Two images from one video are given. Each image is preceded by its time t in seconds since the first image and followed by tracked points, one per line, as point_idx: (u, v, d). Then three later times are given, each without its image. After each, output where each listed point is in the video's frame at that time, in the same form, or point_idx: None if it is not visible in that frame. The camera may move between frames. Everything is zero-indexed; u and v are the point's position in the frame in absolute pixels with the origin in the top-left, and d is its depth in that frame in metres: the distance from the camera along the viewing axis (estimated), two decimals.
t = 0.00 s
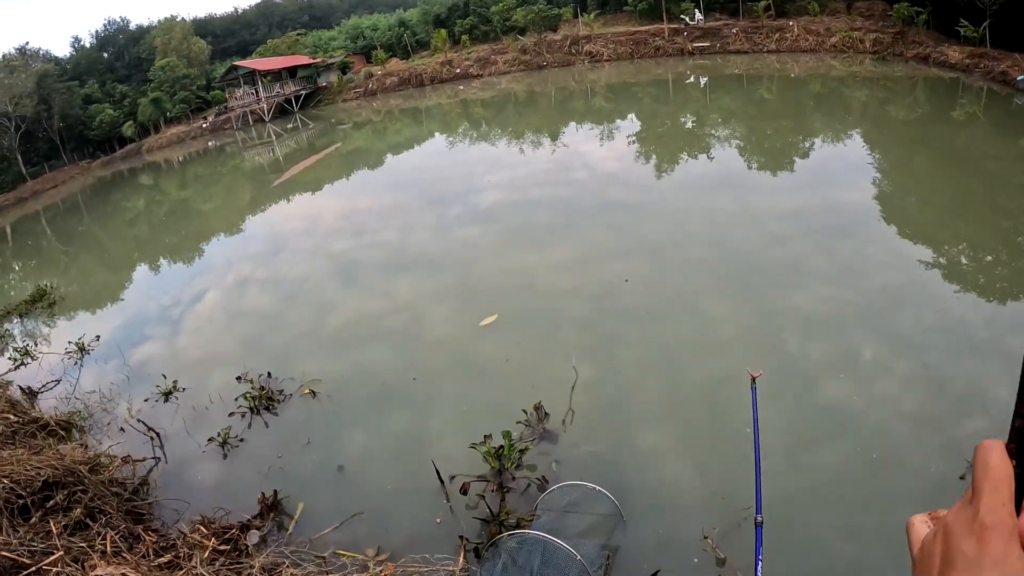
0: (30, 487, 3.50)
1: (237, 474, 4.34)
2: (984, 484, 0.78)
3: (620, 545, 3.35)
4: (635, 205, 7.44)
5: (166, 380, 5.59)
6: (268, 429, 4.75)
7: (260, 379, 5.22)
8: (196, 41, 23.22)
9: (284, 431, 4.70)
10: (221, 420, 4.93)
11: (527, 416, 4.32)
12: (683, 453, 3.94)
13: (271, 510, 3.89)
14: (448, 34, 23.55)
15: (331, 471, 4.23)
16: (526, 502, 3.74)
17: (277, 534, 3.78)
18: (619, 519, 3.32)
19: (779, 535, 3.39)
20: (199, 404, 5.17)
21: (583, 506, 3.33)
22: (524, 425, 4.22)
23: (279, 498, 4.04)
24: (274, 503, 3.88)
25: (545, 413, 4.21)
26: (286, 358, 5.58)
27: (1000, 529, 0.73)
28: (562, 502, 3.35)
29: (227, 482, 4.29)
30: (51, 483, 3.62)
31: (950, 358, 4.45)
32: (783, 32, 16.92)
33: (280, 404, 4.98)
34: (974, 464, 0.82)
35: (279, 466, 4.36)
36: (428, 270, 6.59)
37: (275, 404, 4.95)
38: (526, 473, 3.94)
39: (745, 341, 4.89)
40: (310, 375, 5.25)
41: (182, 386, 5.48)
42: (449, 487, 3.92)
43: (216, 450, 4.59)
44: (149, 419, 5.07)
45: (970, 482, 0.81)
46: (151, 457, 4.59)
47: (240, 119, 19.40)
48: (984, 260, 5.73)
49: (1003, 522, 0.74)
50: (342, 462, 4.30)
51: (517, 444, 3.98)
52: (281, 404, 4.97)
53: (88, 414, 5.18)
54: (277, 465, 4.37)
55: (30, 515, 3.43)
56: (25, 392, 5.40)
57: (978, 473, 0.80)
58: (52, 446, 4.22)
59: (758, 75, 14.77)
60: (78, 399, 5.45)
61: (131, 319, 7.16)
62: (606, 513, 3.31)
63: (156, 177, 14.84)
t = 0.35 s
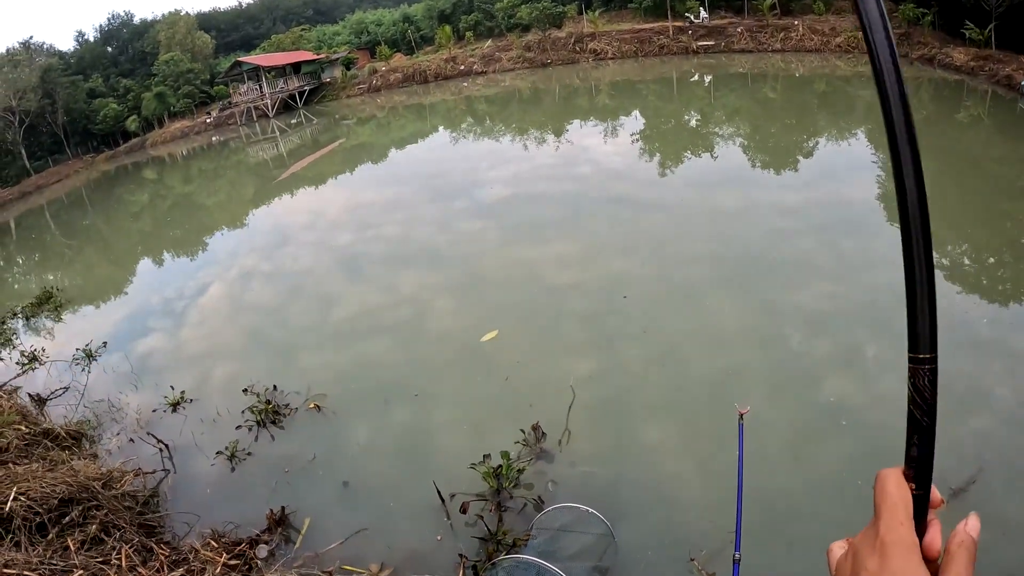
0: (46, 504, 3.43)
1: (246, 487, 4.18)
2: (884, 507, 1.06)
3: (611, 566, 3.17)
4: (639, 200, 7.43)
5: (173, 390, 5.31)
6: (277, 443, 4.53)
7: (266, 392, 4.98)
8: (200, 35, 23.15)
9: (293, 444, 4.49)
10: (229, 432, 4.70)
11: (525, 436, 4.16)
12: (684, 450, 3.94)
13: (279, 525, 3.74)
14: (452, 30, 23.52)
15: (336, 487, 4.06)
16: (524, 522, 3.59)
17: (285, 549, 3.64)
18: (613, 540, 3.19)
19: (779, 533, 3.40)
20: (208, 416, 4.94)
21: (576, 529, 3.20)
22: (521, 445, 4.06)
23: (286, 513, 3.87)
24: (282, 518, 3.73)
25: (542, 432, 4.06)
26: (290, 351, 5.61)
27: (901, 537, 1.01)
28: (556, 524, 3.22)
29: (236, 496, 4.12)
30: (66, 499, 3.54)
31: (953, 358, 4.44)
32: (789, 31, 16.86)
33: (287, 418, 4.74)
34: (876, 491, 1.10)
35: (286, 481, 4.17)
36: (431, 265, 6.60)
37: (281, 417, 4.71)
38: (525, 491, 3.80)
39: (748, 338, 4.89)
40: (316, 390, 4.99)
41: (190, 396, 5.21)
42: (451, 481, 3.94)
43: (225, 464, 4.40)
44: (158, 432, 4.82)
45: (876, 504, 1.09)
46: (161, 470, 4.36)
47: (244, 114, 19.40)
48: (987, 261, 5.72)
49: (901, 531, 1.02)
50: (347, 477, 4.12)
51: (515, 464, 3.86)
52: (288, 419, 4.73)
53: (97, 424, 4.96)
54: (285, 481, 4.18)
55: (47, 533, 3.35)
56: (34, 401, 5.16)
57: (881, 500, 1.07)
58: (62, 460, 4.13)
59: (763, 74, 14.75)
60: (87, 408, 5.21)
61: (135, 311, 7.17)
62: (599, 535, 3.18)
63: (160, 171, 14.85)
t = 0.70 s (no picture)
0: (51, 506, 3.44)
1: (247, 487, 4.16)
2: (948, 489, 0.97)
3: (611, 566, 3.18)
4: (640, 198, 7.44)
5: (174, 390, 5.28)
6: (279, 444, 4.51)
7: (268, 393, 4.95)
8: (201, 33, 23.18)
9: (295, 445, 4.47)
10: (230, 434, 4.66)
11: (525, 436, 4.14)
12: (685, 447, 3.96)
13: (282, 525, 3.73)
14: (453, 29, 23.50)
15: (338, 488, 4.03)
16: (524, 523, 3.58)
17: (288, 549, 3.63)
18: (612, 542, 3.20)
19: (780, 530, 3.41)
20: (209, 417, 4.91)
21: (576, 530, 3.22)
22: (522, 446, 4.03)
23: (289, 514, 3.86)
24: (285, 518, 3.72)
25: (542, 434, 4.03)
26: (290, 347, 5.63)
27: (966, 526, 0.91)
28: (556, 526, 3.23)
29: (238, 495, 4.11)
30: (71, 501, 3.55)
31: (952, 356, 4.45)
32: (789, 31, 16.85)
33: (289, 418, 4.72)
34: (939, 472, 1.00)
35: (288, 482, 4.15)
36: (431, 262, 6.61)
37: (283, 418, 4.69)
38: (525, 491, 3.79)
39: (748, 335, 4.90)
40: (318, 391, 4.96)
41: (191, 398, 5.18)
42: (451, 478, 3.96)
43: (227, 465, 4.38)
44: (160, 431, 4.80)
45: (937, 486, 1.00)
46: (164, 470, 4.34)
47: (244, 112, 19.39)
48: (986, 261, 5.73)
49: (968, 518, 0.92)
50: (349, 478, 4.10)
51: (516, 465, 3.84)
52: (290, 419, 4.71)
53: (99, 424, 4.95)
54: (287, 482, 4.16)
55: (51, 534, 3.35)
56: (37, 402, 5.15)
57: (944, 482, 0.98)
58: (66, 463, 4.13)
59: (764, 73, 14.75)
60: (90, 409, 5.19)
61: (135, 309, 7.17)
62: (600, 535, 3.19)
63: (160, 169, 14.85)
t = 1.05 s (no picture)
0: (58, 505, 3.44)
1: (251, 485, 4.16)
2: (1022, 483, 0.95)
3: (612, 564, 3.18)
4: (640, 197, 7.43)
5: (177, 389, 5.28)
6: (283, 443, 4.50)
7: (271, 393, 4.95)
8: (201, 32, 23.18)
9: (299, 444, 4.46)
10: (234, 432, 4.66)
11: (526, 435, 4.14)
12: (688, 446, 3.96)
13: (286, 523, 3.73)
14: (453, 27, 23.50)
15: (341, 487, 4.04)
16: (525, 521, 3.58)
17: (292, 547, 3.63)
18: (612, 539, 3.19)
19: (782, 529, 3.41)
20: (212, 415, 4.91)
21: (576, 529, 3.21)
22: (522, 446, 4.04)
23: (292, 512, 3.86)
24: (289, 516, 3.72)
25: (542, 433, 4.03)
26: (291, 345, 5.63)
27: None
28: (557, 524, 3.22)
29: (241, 493, 4.11)
30: (77, 499, 3.55)
31: (951, 356, 4.46)
32: (789, 30, 16.84)
33: (292, 417, 4.72)
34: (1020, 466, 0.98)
35: (292, 480, 4.15)
36: (432, 260, 6.61)
37: (286, 417, 4.69)
38: (526, 490, 3.79)
39: (750, 334, 4.90)
40: (320, 390, 4.96)
41: (194, 396, 5.18)
42: (452, 476, 3.96)
43: (230, 463, 4.38)
44: (163, 430, 4.80)
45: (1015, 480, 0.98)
46: (168, 469, 4.34)
47: (244, 111, 19.37)
48: (986, 261, 5.74)
49: None
50: (352, 476, 4.10)
51: (517, 464, 3.84)
52: (293, 417, 4.71)
53: (103, 423, 4.94)
54: (290, 480, 4.16)
55: (59, 532, 3.35)
56: (41, 401, 5.13)
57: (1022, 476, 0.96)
58: (72, 461, 4.13)
59: (764, 72, 14.75)
60: (93, 407, 5.18)
61: (137, 307, 7.16)
62: (601, 533, 3.18)
63: (160, 167, 14.84)
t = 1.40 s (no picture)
0: (58, 502, 3.44)
1: (250, 484, 4.16)
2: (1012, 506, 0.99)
3: (608, 562, 3.20)
4: (639, 197, 7.44)
5: (177, 387, 5.28)
6: (282, 442, 4.50)
7: (270, 391, 4.95)
8: (201, 30, 23.19)
9: (298, 442, 4.46)
10: (233, 431, 4.67)
11: (524, 434, 4.15)
12: (686, 446, 3.96)
13: (285, 521, 3.73)
14: (452, 27, 23.50)
15: (340, 485, 4.04)
16: (522, 518, 3.59)
17: (291, 544, 3.64)
18: (607, 537, 3.20)
19: (779, 527, 3.42)
20: (211, 413, 4.90)
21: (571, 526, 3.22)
22: (519, 444, 4.05)
23: (291, 510, 3.86)
24: (288, 513, 3.72)
25: (539, 432, 4.04)
26: (291, 344, 5.64)
27: None
28: (553, 521, 3.23)
29: (241, 491, 4.12)
30: (78, 496, 3.56)
31: (949, 356, 4.47)
32: (789, 31, 16.83)
33: (292, 415, 4.72)
34: (1004, 489, 1.03)
35: (291, 478, 4.15)
36: (431, 259, 6.61)
37: (286, 415, 4.70)
38: (523, 488, 3.79)
39: (749, 334, 4.91)
40: (319, 388, 4.96)
41: (194, 394, 5.19)
42: (451, 474, 3.97)
43: (230, 461, 4.38)
44: (163, 428, 4.80)
45: (1002, 501, 1.03)
46: (168, 467, 4.34)
47: (244, 110, 19.36)
48: (985, 262, 5.75)
49: None
50: (351, 474, 4.11)
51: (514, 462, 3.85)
52: (292, 416, 4.71)
53: (103, 421, 4.94)
54: (289, 478, 4.16)
55: (59, 529, 3.36)
56: (42, 399, 5.14)
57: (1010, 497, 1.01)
58: (72, 459, 4.13)
59: (763, 73, 14.75)
60: (93, 405, 5.18)
61: (136, 305, 7.16)
62: (596, 531, 3.19)
63: (160, 166, 14.83)
